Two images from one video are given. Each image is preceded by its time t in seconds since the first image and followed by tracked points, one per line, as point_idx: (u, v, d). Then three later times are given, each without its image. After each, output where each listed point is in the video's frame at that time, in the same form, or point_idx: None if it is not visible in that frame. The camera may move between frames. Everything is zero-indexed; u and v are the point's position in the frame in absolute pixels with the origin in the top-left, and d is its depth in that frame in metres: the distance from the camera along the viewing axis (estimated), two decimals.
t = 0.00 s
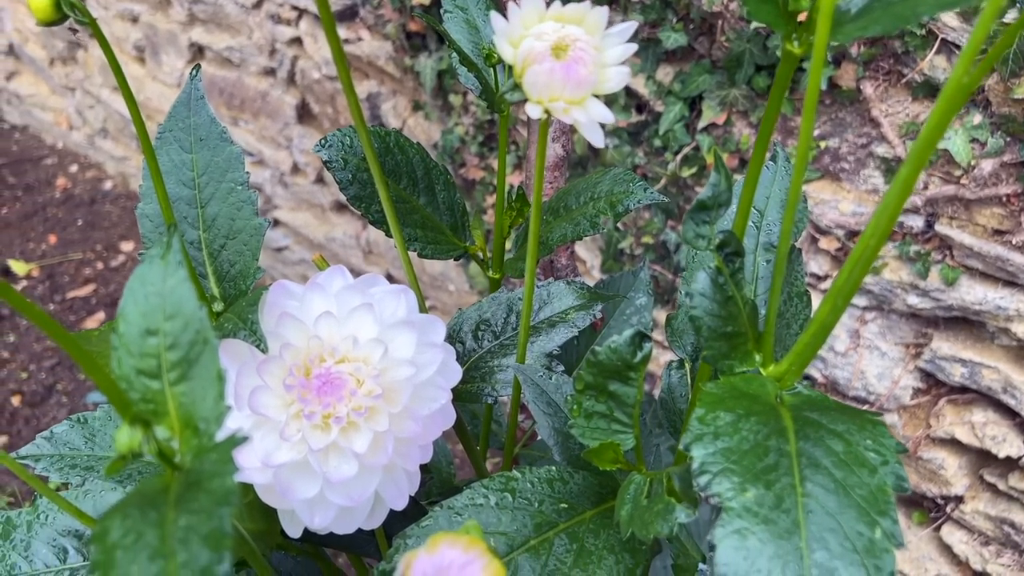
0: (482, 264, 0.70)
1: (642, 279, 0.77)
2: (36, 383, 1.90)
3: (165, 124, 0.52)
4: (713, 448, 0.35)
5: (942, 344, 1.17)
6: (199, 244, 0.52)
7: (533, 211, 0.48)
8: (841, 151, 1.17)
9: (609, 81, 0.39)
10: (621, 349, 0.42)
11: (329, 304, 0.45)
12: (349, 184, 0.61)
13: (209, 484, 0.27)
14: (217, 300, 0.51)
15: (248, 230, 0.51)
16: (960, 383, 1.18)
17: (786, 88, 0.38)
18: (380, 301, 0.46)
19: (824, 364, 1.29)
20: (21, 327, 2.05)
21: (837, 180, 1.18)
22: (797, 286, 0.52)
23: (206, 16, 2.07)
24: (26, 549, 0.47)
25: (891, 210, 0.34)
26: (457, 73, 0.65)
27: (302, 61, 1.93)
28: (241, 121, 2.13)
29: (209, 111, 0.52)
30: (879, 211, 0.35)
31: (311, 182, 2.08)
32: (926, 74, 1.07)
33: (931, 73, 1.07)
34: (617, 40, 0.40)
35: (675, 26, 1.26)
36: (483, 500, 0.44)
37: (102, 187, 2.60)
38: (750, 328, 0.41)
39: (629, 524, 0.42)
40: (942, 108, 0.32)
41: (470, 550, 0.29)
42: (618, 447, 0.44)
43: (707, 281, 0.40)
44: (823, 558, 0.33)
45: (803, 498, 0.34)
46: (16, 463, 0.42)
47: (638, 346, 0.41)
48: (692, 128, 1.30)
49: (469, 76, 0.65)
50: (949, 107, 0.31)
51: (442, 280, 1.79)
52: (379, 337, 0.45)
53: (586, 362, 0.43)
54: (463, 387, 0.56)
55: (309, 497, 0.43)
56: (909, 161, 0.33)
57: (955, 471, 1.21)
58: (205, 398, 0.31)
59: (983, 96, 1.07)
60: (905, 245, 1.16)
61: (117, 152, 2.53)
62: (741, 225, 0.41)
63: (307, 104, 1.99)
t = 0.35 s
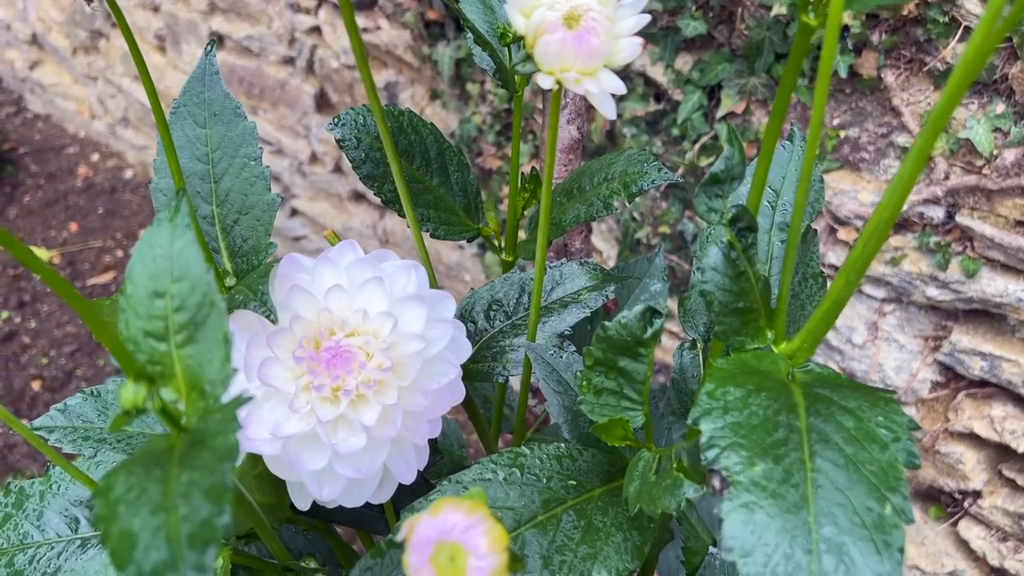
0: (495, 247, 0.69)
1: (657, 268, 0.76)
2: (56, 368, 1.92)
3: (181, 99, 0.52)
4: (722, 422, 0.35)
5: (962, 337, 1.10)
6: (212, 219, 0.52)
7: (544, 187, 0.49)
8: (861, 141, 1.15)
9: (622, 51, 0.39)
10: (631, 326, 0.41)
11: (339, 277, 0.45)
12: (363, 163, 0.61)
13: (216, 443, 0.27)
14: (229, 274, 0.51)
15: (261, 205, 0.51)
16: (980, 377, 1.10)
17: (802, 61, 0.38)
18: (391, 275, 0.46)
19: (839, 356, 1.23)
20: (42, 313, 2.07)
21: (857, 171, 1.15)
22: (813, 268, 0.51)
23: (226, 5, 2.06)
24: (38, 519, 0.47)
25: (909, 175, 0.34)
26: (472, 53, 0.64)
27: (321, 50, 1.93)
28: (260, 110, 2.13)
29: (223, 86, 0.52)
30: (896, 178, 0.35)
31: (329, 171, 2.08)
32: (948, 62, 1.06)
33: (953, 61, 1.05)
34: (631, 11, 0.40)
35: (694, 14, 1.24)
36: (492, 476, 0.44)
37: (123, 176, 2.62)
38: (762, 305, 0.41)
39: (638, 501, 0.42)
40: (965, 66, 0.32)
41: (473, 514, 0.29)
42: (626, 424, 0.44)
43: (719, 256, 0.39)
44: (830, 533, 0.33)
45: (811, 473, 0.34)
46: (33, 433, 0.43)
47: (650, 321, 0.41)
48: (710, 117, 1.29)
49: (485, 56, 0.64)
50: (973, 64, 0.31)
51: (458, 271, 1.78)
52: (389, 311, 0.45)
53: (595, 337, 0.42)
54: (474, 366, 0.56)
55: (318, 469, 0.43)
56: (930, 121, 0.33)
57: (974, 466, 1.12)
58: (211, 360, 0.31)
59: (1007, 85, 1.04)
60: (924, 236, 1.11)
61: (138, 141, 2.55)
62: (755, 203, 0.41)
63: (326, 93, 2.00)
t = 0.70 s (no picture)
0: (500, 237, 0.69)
1: (664, 260, 0.75)
2: (68, 359, 1.93)
3: (185, 86, 0.52)
4: (722, 409, 0.35)
5: (974, 333, 1.06)
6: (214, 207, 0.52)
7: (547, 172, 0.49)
8: (873, 135, 1.13)
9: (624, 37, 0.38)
10: (632, 313, 0.41)
11: (341, 264, 0.45)
12: (367, 151, 0.61)
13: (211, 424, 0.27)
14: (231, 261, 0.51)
15: (264, 192, 0.51)
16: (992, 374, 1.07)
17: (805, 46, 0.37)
18: (393, 263, 0.46)
19: (849, 352, 1.18)
20: (55, 305, 2.08)
21: (869, 165, 1.14)
22: (818, 258, 0.51)
23: None
24: (41, 503, 0.47)
25: (913, 158, 0.34)
26: (478, 42, 0.64)
27: (332, 43, 1.93)
28: (272, 103, 2.12)
29: (227, 74, 0.52)
30: (900, 163, 0.35)
31: (339, 164, 2.08)
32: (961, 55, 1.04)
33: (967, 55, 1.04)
34: None
35: (705, 6, 1.23)
36: (492, 464, 0.44)
37: (136, 169, 2.64)
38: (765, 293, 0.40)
39: (638, 489, 0.42)
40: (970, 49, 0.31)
41: (468, 498, 0.29)
42: (628, 412, 0.44)
43: (721, 242, 0.39)
44: (831, 522, 0.32)
45: (811, 461, 0.34)
46: (36, 418, 0.43)
47: (651, 310, 0.41)
48: (721, 110, 1.28)
49: (491, 44, 0.64)
50: (978, 47, 0.31)
51: (467, 265, 1.76)
52: (390, 297, 0.44)
53: (597, 325, 0.42)
54: (477, 354, 0.56)
55: (318, 455, 0.43)
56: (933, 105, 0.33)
57: (984, 463, 1.09)
58: (208, 343, 0.31)
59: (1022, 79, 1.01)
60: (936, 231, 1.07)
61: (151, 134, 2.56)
62: (759, 191, 0.40)
63: (337, 86, 2.00)
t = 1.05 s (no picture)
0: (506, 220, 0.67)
1: (674, 247, 0.73)
2: (75, 348, 1.93)
3: (185, 61, 0.51)
4: (731, 389, 0.34)
5: (988, 324, 1.02)
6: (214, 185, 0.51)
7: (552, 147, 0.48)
8: (886, 122, 1.11)
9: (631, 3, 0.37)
10: (639, 291, 0.40)
11: (341, 241, 0.44)
12: (370, 130, 0.59)
13: (200, 397, 0.25)
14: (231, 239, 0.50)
15: (264, 169, 0.50)
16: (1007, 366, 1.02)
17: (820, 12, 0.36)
18: (394, 240, 0.45)
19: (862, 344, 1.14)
20: (63, 294, 2.08)
21: (883, 153, 1.11)
22: (831, 239, 0.49)
23: None
24: (36, 484, 0.47)
25: (931, 126, 0.33)
26: (484, 20, 0.62)
27: (340, 31, 1.92)
28: (280, 92, 2.11)
29: (227, 48, 0.51)
30: (918, 132, 0.33)
31: (347, 154, 2.06)
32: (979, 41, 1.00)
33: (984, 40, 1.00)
34: None
35: None
36: (494, 446, 0.43)
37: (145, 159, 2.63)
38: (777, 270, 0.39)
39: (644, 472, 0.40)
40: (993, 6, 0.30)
41: (465, 475, 0.28)
42: (634, 394, 0.42)
43: (731, 216, 0.38)
44: (845, 505, 0.31)
45: (824, 441, 0.32)
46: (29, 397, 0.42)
47: (658, 289, 0.39)
48: (732, 98, 1.26)
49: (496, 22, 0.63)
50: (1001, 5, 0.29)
51: (474, 255, 1.75)
52: (391, 275, 0.43)
53: (602, 304, 0.41)
54: (481, 338, 0.55)
55: (316, 435, 0.42)
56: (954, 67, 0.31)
57: (998, 456, 1.03)
58: (198, 315, 0.30)
59: None
60: (950, 220, 1.03)
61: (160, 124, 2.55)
62: (770, 165, 0.39)
63: (345, 75, 1.98)
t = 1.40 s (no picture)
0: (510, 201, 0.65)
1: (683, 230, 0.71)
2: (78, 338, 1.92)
3: (182, 30, 0.50)
4: (742, 358, 0.33)
5: (999, 312, 0.93)
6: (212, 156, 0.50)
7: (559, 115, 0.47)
8: (897, 107, 1.08)
9: None
10: (648, 262, 0.38)
11: (341, 211, 0.43)
12: (373, 105, 0.58)
13: (188, 354, 0.25)
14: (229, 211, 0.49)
15: (263, 140, 0.49)
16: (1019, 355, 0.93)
17: None
18: (396, 211, 0.43)
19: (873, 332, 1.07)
20: (67, 284, 2.06)
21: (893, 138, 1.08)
22: (845, 213, 0.48)
23: None
24: (30, 460, 0.45)
25: (954, 82, 0.31)
26: None
27: (345, 19, 1.90)
28: (284, 81, 2.09)
29: (225, 17, 0.50)
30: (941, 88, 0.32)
31: (352, 143, 2.03)
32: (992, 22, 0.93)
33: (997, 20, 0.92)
34: None
35: None
36: (498, 421, 0.42)
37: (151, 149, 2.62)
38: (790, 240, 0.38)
39: (652, 448, 0.39)
40: None
41: (467, 440, 0.27)
42: (642, 368, 0.41)
43: (743, 182, 0.37)
44: (861, 477, 0.30)
45: (839, 412, 0.31)
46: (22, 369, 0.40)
47: (668, 260, 0.39)
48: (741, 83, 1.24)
49: None
50: None
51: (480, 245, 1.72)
52: (392, 246, 0.42)
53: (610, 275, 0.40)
54: (484, 315, 0.53)
55: (316, 409, 0.41)
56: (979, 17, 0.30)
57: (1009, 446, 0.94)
58: (190, 275, 0.29)
59: None
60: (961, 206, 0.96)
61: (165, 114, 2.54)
62: (785, 130, 0.38)
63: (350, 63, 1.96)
